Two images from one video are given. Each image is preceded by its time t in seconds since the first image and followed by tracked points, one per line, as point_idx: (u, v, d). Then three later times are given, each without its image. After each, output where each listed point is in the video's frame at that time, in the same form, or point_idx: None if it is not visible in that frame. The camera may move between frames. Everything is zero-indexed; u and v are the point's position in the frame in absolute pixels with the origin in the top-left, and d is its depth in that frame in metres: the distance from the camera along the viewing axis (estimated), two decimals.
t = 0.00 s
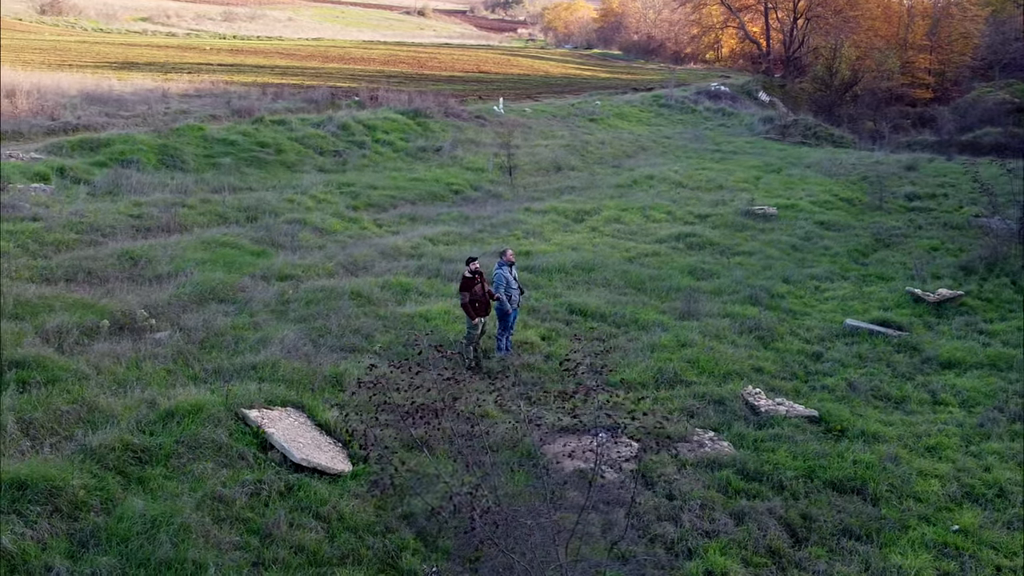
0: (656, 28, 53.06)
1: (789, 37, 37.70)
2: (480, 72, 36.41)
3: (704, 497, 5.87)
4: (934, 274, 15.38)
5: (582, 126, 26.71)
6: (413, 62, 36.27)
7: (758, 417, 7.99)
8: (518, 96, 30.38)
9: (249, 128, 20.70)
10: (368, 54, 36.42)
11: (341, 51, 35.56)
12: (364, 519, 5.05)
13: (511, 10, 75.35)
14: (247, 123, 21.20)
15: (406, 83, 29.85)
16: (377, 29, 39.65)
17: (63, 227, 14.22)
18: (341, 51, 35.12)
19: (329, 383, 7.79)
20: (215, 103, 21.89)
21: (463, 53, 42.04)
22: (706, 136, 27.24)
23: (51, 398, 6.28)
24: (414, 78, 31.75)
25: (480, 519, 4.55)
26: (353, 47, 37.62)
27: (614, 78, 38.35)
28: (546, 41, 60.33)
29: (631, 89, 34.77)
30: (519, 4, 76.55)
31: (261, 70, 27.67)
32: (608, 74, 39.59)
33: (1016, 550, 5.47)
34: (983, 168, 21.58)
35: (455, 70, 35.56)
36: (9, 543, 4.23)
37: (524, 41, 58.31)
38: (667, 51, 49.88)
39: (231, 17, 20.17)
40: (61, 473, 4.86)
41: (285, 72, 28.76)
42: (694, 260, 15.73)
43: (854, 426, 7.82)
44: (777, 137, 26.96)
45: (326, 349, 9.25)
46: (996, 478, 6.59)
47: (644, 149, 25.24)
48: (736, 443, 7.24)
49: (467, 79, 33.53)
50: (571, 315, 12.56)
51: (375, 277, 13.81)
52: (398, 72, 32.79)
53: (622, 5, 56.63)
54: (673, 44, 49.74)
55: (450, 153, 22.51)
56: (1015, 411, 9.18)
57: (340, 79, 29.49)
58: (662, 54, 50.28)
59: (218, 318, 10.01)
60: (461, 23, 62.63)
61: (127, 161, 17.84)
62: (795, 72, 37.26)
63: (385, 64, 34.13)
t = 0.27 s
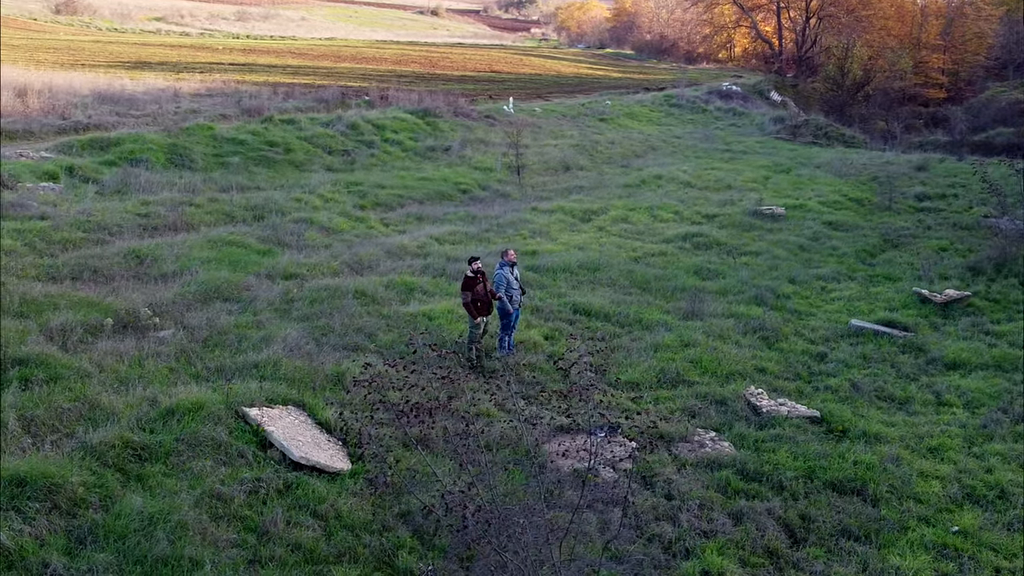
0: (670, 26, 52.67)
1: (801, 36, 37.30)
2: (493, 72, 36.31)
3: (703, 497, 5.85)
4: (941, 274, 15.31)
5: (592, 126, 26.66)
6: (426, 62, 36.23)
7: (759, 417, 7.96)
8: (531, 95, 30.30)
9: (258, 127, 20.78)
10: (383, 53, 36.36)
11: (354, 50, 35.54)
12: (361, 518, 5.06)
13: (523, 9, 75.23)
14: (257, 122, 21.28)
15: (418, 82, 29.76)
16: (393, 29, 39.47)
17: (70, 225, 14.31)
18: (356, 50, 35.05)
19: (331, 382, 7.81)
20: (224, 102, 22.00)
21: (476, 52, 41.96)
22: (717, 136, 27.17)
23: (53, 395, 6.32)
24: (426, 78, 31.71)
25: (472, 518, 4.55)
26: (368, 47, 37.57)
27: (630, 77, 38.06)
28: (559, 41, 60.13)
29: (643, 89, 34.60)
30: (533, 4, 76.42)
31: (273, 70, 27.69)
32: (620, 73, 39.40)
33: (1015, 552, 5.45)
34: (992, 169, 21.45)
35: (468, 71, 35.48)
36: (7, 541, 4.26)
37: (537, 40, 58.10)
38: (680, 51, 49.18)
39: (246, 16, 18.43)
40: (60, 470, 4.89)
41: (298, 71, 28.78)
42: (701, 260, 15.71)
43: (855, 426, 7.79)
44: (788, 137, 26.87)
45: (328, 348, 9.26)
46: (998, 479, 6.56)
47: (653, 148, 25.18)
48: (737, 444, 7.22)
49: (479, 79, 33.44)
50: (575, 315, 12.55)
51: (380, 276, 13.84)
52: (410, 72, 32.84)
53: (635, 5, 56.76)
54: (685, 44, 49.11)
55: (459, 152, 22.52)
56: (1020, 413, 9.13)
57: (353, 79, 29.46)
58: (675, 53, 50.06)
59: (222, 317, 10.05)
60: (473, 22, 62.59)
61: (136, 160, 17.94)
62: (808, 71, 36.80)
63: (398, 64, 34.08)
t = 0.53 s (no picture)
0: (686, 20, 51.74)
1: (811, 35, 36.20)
2: (506, 73, 35.98)
3: (700, 497, 5.83)
4: (949, 275, 15.23)
5: (602, 126, 26.57)
6: (442, 62, 36.09)
7: (760, 418, 7.94)
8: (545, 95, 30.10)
9: (268, 126, 20.84)
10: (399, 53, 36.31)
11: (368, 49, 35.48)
12: (356, 516, 5.07)
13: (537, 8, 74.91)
14: (266, 122, 21.34)
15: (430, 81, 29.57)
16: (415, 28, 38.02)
17: (77, 224, 14.39)
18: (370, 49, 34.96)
19: (331, 380, 7.83)
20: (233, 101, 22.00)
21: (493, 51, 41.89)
22: (728, 135, 27.09)
23: (54, 393, 6.36)
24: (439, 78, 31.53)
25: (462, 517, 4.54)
26: (382, 46, 37.49)
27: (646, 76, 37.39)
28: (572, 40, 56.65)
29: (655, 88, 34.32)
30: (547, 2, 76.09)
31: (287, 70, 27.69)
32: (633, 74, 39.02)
33: (1014, 554, 5.42)
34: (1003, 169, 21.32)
35: (481, 71, 35.22)
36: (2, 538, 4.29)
37: (550, 39, 57.42)
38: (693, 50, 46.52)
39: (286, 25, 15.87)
40: (58, 467, 4.92)
41: (311, 70, 28.77)
42: (707, 260, 15.67)
43: (856, 427, 7.76)
44: (800, 137, 26.74)
45: (330, 347, 9.27)
46: (999, 482, 6.53)
47: (663, 148, 25.10)
48: (736, 444, 7.20)
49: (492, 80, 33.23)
50: (578, 315, 12.52)
51: (384, 275, 13.85)
52: (422, 71, 32.83)
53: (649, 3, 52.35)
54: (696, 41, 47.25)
55: (468, 152, 22.51)
56: None
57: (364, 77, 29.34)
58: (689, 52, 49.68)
59: (225, 316, 10.08)
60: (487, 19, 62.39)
61: (145, 159, 18.01)
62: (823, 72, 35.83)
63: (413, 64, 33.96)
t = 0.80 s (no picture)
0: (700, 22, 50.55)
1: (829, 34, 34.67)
2: (519, 73, 35.72)
3: (696, 498, 5.82)
4: (958, 276, 15.14)
5: (613, 126, 26.49)
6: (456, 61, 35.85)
7: (760, 419, 7.91)
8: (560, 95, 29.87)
9: (278, 126, 20.91)
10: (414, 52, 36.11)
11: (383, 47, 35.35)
12: (351, 515, 5.08)
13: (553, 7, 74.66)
14: (276, 121, 21.42)
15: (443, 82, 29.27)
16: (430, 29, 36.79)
17: (84, 223, 14.46)
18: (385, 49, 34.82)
19: (331, 380, 7.84)
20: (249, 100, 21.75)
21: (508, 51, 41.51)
22: (740, 136, 27.01)
23: (55, 391, 6.40)
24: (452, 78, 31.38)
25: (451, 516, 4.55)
26: (397, 46, 37.48)
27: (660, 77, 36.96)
28: (586, 39, 54.97)
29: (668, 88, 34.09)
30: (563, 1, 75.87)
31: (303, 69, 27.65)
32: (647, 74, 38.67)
33: (1012, 557, 5.39)
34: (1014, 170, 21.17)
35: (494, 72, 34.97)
36: None
37: (567, 37, 56.01)
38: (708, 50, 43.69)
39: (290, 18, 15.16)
40: (54, 465, 4.94)
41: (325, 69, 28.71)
42: (713, 261, 15.63)
43: (858, 428, 7.72)
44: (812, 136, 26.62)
45: (331, 346, 9.30)
46: (999, 484, 6.50)
47: (674, 148, 25.06)
48: (736, 445, 7.19)
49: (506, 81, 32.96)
50: (582, 315, 12.51)
51: (389, 275, 13.86)
52: (436, 70, 32.76)
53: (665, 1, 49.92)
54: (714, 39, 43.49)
55: (478, 151, 22.50)
56: None
57: (378, 78, 29.19)
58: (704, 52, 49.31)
59: (227, 314, 10.12)
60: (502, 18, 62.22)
61: (155, 158, 18.12)
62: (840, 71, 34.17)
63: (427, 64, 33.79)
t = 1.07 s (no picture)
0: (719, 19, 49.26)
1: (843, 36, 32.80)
2: (534, 74, 35.18)
3: (693, 499, 5.79)
4: (967, 277, 15.04)
5: (625, 126, 26.38)
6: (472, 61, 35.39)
7: (761, 420, 7.87)
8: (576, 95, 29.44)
9: (289, 125, 20.97)
10: (432, 52, 35.66)
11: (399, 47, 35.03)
12: (344, 513, 5.08)
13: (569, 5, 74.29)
14: (287, 121, 21.48)
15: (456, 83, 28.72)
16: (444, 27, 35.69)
17: (92, 222, 14.55)
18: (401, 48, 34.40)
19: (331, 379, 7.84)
20: (258, 99, 22.15)
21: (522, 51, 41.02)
22: (753, 135, 26.83)
23: (55, 389, 6.43)
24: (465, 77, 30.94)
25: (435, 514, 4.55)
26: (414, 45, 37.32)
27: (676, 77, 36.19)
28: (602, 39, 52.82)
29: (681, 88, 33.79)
30: None
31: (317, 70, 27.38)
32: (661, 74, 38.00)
33: (1009, 560, 5.36)
34: None
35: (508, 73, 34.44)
36: None
37: (585, 37, 53.80)
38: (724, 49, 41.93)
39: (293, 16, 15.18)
40: (50, 462, 4.97)
41: (339, 69, 28.50)
42: (720, 261, 15.57)
43: (859, 430, 7.67)
44: (825, 137, 26.49)
45: (333, 345, 9.31)
46: (999, 486, 6.45)
47: (685, 148, 24.91)
48: (735, 446, 7.16)
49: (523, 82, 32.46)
50: (585, 315, 12.49)
51: (393, 274, 13.86)
52: (450, 70, 32.39)
53: None
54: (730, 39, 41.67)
55: (488, 151, 22.47)
56: None
57: (390, 78, 28.85)
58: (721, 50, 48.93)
59: (230, 313, 10.15)
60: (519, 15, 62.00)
61: (165, 157, 18.21)
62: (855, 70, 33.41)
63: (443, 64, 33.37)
